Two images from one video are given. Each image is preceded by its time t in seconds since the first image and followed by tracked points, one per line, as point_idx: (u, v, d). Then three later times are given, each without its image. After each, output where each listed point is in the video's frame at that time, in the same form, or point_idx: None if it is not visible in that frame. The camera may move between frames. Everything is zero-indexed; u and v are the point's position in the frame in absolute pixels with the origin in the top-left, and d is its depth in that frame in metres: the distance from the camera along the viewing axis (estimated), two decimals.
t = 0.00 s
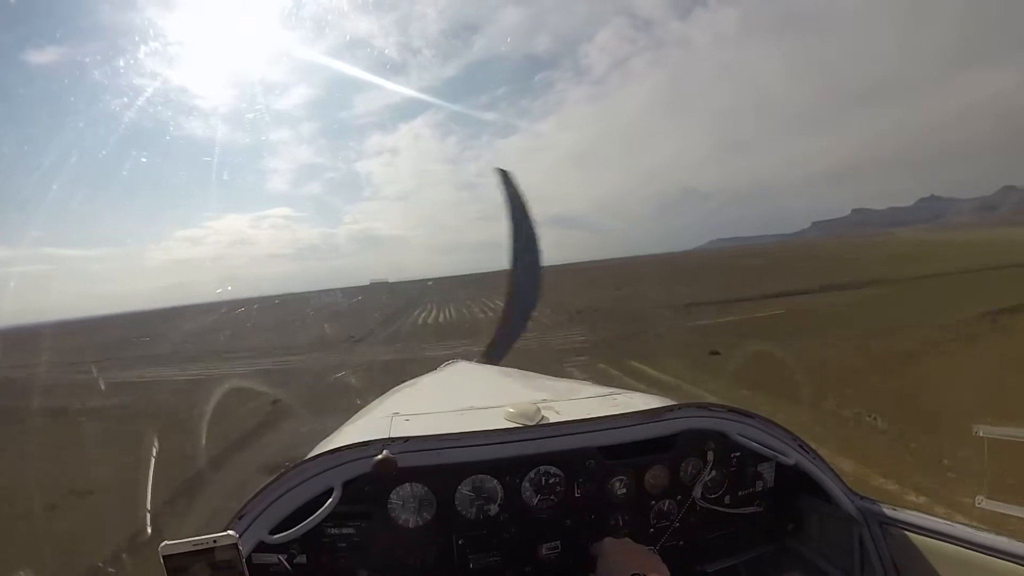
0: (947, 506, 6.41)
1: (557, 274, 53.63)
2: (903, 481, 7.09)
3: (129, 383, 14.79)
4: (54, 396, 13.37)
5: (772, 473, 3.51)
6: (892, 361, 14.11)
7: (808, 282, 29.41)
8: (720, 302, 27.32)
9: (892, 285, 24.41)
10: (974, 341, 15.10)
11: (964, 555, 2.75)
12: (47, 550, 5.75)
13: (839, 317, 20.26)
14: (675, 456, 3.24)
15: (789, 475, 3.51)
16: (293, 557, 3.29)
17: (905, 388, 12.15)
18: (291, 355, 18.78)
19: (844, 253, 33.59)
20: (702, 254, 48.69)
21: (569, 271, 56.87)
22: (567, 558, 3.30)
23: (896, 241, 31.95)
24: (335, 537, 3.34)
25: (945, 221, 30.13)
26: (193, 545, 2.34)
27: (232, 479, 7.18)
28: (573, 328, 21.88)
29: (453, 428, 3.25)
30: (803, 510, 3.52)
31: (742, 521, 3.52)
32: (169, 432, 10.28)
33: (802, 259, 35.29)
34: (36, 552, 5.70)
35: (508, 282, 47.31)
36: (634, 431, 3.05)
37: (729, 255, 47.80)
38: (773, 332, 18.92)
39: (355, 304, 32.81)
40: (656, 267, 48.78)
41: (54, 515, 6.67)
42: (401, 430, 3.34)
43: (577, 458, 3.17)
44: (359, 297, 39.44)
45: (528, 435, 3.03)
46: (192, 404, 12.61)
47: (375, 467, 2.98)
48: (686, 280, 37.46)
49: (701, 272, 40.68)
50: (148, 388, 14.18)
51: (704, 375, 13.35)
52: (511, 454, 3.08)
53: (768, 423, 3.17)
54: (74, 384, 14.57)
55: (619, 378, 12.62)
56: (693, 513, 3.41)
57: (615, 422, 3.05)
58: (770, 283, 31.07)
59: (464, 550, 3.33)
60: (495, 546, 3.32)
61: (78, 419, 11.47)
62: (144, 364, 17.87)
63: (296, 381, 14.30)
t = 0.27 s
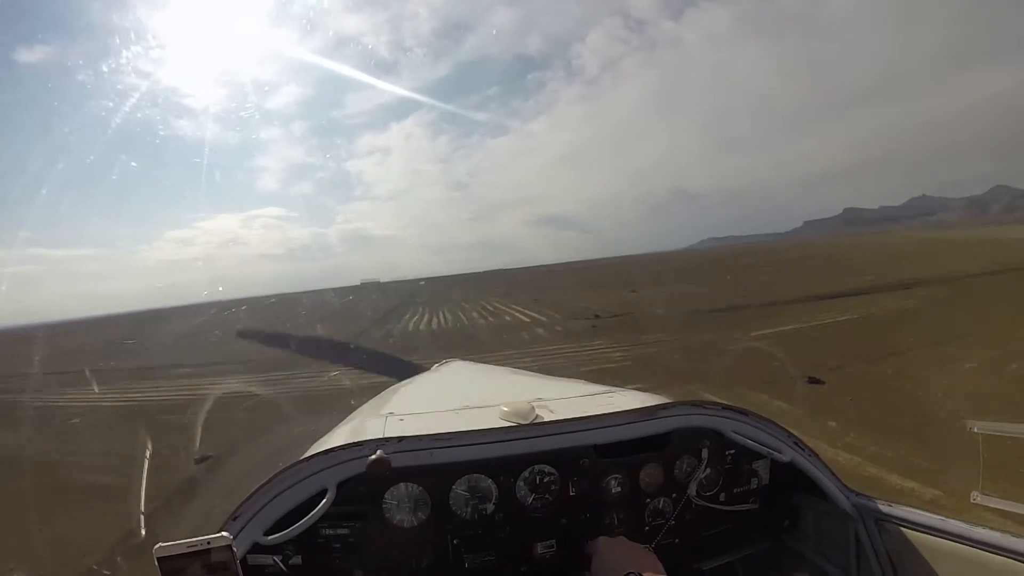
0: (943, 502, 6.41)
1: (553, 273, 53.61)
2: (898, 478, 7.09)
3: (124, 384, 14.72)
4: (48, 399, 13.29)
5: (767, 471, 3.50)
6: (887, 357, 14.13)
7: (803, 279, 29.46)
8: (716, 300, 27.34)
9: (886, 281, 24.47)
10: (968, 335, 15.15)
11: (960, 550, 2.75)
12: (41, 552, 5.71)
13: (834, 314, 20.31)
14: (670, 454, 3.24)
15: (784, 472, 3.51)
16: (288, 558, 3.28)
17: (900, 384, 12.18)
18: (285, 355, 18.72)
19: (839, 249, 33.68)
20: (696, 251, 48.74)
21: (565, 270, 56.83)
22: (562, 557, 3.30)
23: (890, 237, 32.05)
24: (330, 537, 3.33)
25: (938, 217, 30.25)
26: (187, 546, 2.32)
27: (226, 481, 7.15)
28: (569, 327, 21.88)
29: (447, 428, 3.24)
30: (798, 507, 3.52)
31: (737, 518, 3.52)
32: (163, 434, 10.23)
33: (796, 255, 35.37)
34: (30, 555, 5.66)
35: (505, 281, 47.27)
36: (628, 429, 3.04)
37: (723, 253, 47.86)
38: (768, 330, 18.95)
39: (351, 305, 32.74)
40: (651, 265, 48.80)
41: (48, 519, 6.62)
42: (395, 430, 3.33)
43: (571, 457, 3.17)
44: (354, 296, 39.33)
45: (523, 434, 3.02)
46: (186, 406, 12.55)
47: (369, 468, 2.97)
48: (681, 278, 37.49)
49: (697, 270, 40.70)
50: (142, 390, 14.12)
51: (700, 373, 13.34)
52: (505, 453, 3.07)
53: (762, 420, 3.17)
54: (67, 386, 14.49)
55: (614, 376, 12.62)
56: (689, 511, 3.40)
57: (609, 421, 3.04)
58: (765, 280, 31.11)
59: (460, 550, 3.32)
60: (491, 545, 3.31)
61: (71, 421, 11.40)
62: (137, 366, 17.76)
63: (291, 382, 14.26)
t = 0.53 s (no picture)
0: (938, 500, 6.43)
1: (550, 270, 53.54)
2: (894, 476, 7.10)
3: (118, 381, 14.66)
4: (41, 397, 13.21)
5: (762, 468, 3.50)
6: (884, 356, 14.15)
7: (798, 277, 29.53)
8: (711, 298, 27.38)
9: (880, 280, 24.53)
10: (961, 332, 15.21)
11: (954, 548, 2.75)
12: (35, 550, 5.69)
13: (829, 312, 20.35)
14: (665, 451, 3.23)
15: (779, 470, 3.50)
16: (282, 555, 3.27)
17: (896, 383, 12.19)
18: (280, 352, 18.67)
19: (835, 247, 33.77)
20: (692, 249, 48.78)
21: (563, 267, 56.79)
22: (557, 554, 3.29)
23: (885, 236, 32.17)
24: (324, 534, 3.32)
25: (933, 215, 30.36)
26: (181, 544, 2.31)
27: (220, 478, 7.12)
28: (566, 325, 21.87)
29: (442, 424, 3.23)
30: (793, 505, 3.52)
31: (731, 515, 3.51)
32: (157, 431, 10.19)
33: (791, 253, 35.44)
34: (25, 553, 5.64)
35: (503, 278, 47.20)
36: (624, 426, 3.04)
37: (719, 251, 47.96)
38: (764, 328, 18.98)
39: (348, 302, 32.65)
40: (646, 263, 48.85)
41: (41, 517, 6.58)
42: (390, 427, 3.32)
43: (567, 454, 3.16)
44: (349, 293, 39.23)
45: (518, 431, 3.01)
46: (180, 403, 12.49)
47: (363, 464, 2.96)
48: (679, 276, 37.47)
49: (694, 268, 40.68)
50: (137, 387, 14.06)
51: (696, 371, 13.33)
52: (500, 450, 3.06)
53: (758, 418, 3.16)
54: (62, 384, 14.41)
55: (611, 374, 12.61)
56: (684, 508, 3.39)
57: (604, 418, 3.03)
58: (760, 278, 31.16)
59: (454, 546, 3.31)
60: (485, 542, 3.30)
61: (65, 418, 11.35)
62: (131, 362, 17.67)
63: (288, 378, 14.21)
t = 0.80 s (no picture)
0: (947, 497, 6.38)
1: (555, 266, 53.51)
2: (902, 473, 7.06)
3: (124, 376, 14.72)
4: (48, 391, 13.28)
5: (771, 463, 3.48)
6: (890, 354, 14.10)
7: (803, 275, 29.43)
8: (716, 296, 27.33)
9: (887, 277, 24.43)
10: (968, 328, 15.13)
11: (964, 546, 2.73)
12: (42, 543, 5.72)
13: (834, 309, 20.32)
14: (673, 446, 3.22)
15: (787, 465, 3.49)
16: (290, 549, 3.27)
17: (903, 379, 12.13)
18: (286, 347, 18.73)
19: (840, 244, 33.68)
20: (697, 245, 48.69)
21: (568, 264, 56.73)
22: (565, 549, 3.28)
23: (890, 233, 32.07)
24: (332, 528, 3.32)
25: (937, 213, 30.31)
26: (189, 537, 2.30)
27: (227, 472, 7.14)
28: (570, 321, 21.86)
29: (450, 418, 3.23)
30: (801, 500, 3.51)
31: (740, 510, 3.50)
32: (163, 425, 10.22)
33: (797, 249, 35.30)
34: (32, 545, 5.67)
35: (507, 275, 47.17)
36: (632, 420, 3.02)
37: (724, 247, 47.80)
38: (769, 326, 18.92)
39: (353, 298, 32.69)
40: (651, 259, 48.86)
41: (48, 510, 6.61)
42: (398, 421, 3.31)
43: (575, 448, 3.15)
44: (354, 288, 39.37)
45: (525, 425, 3.01)
46: (186, 397, 12.53)
47: (371, 458, 2.96)
48: (684, 273, 37.39)
49: (699, 266, 40.61)
50: (143, 382, 14.12)
51: (701, 366, 13.31)
52: (508, 444, 3.06)
53: (767, 413, 3.15)
54: (68, 378, 14.48)
55: (616, 369, 12.60)
56: (692, 502, 3.39)
57: (613, 412, 3.02)
58: (764, 276, 31.11)
59: (462, 541, 3.31)
60: (493, 536, 3.29)
61: (72, 412, 11.41)
62: (138, 356, 17.75)
63: (292, 373, 14.24)
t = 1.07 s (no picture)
0: (948, 499, 6.37)
1: (557, 268, 53.54)
2: (904, 475, 7.05)
3: (126, 376, 14.76)
4: (50, 389, 13.32)
5: (772, 465, 3.49)
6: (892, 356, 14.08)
7: (804, 278, 29.44)
8: (717, 298, 27.35)
9: (888, 280, 24.43)
10: (969, 330, 15.12)
11: (964, 548, 2.74)
12: (44, 541, 5.75)
13: (835, 312, 20.32)
14: (675, 447, 3.22)
15: (789, 466, 3.49)
16: (291, 548, 3.28)
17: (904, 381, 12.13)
18: (287, 347, 18.76)
19: (841, 246, 33.70)
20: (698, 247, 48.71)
21: (570, 265, 56.74)
22: (566, 549, 3.29)
23: (891, 235, 32.06)
24: (333, 528, 3.33)
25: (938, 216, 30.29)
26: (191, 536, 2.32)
27: (228, 472, 7.15)
28: (572, 322, 21.87)
29: (452, 418, 3.24)
30: (802, 502, 3.51)
31: (741, 511, 3.50)
32: (165, 425, 10.24)
33: (798, 251, 35.30)
34: (34, 543, 5.70)
35: (509, 276, 47.17)
36: (633, 421, 3.03)
37: (726, 249, 47.76)
38: (771, 328, 18.93)
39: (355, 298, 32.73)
40: (652, 261, 48.90)
41: (51, 508, 6.63)
42: (400, 421, 3.32)
43: (576, 449, 3.15)
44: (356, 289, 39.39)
45: (527, 426, 3.01)
46: (188, 397, 12.56)
47: (373, 458, 2.97)
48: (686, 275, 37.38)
49: (701, 267, 40.59)
50: (145, 381, 14.16)
51: (702, 367, 13.32)
52: (509, 444, 3.07)
53: (768, 415, 3.15)
54: (70, 377, 14.53)
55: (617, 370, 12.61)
56: (693, 504, 3.39)
57: (615, 413, 3.03)
58: (765, 278, 31.14)
59: (463, 541, 3.32)
60: (495, 537, 3.30)
61: (74, 411, 11.46)
62: (140, 355, 17.79)
63: (294, 374, 14.26)
